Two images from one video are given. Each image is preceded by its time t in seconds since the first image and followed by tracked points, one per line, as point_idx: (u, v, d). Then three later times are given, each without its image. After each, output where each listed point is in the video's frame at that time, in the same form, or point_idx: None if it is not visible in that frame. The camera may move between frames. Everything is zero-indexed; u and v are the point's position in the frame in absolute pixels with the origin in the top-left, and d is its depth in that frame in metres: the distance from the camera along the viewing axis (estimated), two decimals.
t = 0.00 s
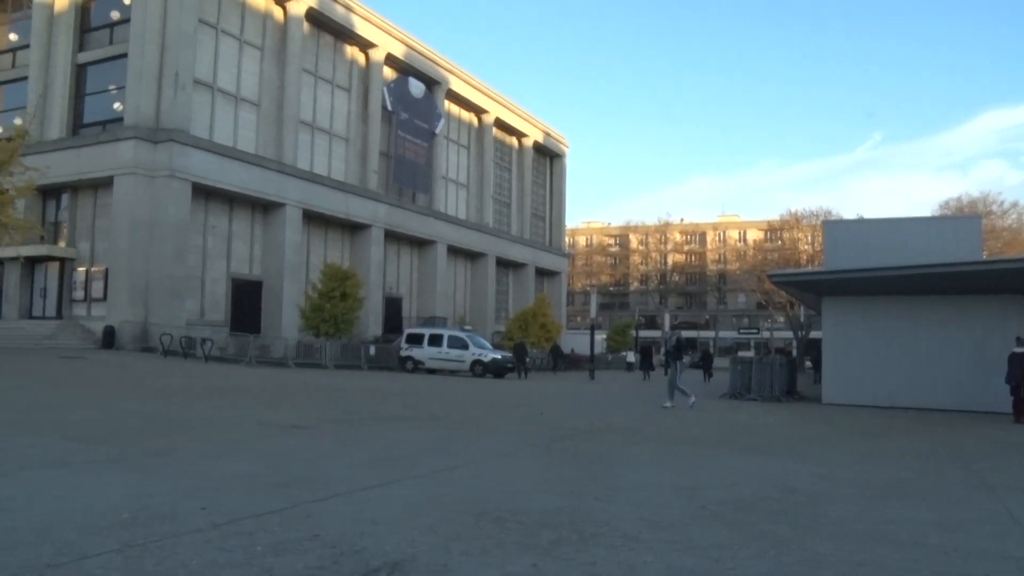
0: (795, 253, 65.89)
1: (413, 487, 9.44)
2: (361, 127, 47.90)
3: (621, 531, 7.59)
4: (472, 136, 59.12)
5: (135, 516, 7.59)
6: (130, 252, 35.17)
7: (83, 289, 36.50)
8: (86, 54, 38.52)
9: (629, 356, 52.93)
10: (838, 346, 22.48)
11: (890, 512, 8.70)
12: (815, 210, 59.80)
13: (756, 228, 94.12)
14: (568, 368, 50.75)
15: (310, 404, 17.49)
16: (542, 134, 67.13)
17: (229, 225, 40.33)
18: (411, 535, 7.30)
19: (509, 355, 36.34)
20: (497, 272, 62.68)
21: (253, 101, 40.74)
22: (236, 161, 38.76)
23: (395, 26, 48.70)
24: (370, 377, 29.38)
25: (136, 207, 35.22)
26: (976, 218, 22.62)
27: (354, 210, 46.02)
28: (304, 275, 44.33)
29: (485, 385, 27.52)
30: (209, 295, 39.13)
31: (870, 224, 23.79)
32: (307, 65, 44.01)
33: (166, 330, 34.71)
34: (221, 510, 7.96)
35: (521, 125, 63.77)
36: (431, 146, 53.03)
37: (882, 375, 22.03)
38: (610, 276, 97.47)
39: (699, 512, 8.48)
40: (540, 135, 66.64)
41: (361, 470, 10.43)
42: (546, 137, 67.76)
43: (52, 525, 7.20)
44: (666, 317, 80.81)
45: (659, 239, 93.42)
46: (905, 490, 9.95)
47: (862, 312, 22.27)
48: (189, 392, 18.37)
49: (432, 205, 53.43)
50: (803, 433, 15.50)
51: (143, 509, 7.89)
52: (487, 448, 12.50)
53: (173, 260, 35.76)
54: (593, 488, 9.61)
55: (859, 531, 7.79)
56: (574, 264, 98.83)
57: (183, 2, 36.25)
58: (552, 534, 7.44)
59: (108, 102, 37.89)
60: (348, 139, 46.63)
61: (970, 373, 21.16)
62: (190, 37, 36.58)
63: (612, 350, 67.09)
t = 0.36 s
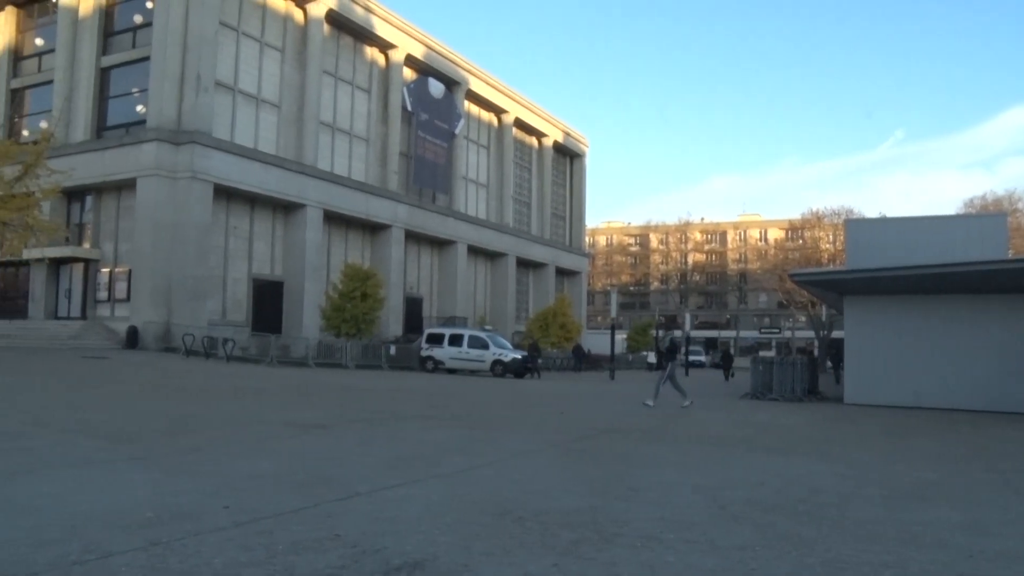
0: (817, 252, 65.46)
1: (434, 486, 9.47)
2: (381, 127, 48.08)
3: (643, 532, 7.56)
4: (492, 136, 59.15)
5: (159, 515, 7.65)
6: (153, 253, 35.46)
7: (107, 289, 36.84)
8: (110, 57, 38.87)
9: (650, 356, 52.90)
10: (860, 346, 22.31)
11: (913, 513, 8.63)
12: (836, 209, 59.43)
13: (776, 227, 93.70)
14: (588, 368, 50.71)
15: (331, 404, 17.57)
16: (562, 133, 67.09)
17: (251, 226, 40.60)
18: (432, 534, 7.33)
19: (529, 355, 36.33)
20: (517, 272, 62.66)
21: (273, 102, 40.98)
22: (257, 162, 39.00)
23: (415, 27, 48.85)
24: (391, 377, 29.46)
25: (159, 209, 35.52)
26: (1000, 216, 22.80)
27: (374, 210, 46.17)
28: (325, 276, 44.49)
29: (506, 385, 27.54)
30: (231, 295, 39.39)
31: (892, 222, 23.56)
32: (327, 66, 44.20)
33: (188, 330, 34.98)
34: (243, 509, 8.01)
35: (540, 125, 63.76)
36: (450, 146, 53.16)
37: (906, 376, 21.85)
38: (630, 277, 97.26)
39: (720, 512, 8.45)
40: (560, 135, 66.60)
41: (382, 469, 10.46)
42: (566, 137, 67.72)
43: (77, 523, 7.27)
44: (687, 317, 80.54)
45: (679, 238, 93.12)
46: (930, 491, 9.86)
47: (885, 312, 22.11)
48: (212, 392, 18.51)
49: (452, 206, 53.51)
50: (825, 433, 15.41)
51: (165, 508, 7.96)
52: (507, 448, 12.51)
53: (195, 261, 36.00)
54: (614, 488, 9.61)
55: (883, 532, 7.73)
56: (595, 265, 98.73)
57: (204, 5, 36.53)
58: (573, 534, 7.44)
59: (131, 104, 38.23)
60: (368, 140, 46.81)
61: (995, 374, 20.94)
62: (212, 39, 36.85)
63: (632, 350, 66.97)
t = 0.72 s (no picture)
0: (840, 251, 64.95)
1: (455, 486, 9.49)
2: (402, 128, 48.22)
3: (665, 533, 7.54)
4: (512, 136, 59.15)
5: (183, 514, 7.71)
6: (177, 255, 35.75)
7: (132, 290, 37.17)
8: (134, 61, 39.24)
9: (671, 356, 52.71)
10: (884, 346, 22.14)
11: (939, 514, 8.55)
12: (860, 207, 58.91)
13: (799, 226, 93.20)
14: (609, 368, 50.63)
15: (353, 404, 17.65)
16: (583, 133, 67.00)
17: (273, 227, 40.85)
18: (454, 533, 7.35)
19: (550, 355, 36.32)
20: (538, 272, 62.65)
21: (295, 104, 41.22)
22: (279, 164, 39.23)
23: (435, 28, 48.98)
24: (412, 377, 29.54)
25: (182, 210, 35.81)
26: None
27: (395, 211, 46.28)
28: (346, 276, 44.67)
29: (527, 385, 27.54)
30: (254, 296, 39.64)
31: (916, 220, 23.31)
32: (348, 68, 44.38)
33: (211, 330, 35.21)
34: (265, 508, 8.07)
35: (561, 125, 63.71)
36: (471, 146, 53.22)
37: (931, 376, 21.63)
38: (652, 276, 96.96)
39: (743, 513, 8.40)
40: (581, 135, 66.50)
41: (403, 469, 10.49)
42: (587, 136, 67.60)
43: (102, 522, 7.34)
44: (709, 317, 80.22)
45: (700, 238, 92.41)
46: (956, 493, 9.76)
47: (909, 312, 21.91)
48: (235, 392, 18.63)
49: (473, 206, 53.57)
50: (848, 434, 15.29)
51: (189, 507, 8.02)
52: (528, 448, 12.50)
53: (218, 262, 36.23)
54: (636, 488, 9.59)
55: (908, 534, 7.66)
56: (616, 264, 98.54)
57: (226, 8, 36.82)
58: (594, 534, 7.44)
59: (154, 107, 38.57)
60: (389, 140, 46.95)
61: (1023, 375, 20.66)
62: (234, 42, 37.14)
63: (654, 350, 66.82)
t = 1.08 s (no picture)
0: (862, 250, 64.47)
1: (475, 486, 9.51)
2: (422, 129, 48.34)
3: (686, 533, 7.52)
4: (532, 136, 59.14)
5: (206, 513, 7.77)
6: (199, 255, 36.00)
7: (154, 291, 37.47)
8: (157, 63, 39.56)
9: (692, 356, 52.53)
10: (907, 346, 21.97)
11: (963, 516, 8.48)
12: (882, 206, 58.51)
13: (820, 225, 92.67)
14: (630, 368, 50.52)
15: (374, 404, 17.72)
16: (603, 133, 66.91)
17: (294, 227, 41.06)
18: (475, 533, 7.36)
19: (571, 355, 36.32)
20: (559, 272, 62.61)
21: (316, 105, 41.40)
22: (300, 165, 39.42)
23: (455, 29, 49.06)
24: (433, 377, 29.63)
25: (204, 212, 36.07)
26: None
27: (415, 212, 46.38)
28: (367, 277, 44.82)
29: (548, 385, 27.55)
30: (275, 296, 39.87)
31: (940, 219, 23.10)
32: (368, 69, 44.55)
33: (233, 330, 35.46)
34: (286, 507, 8.11)
35: (581, 125, 63.65)
36: (491, 147, 53.27)
37: (955, 376, 21.42)
38: (673, 276, 96.68)
39: (765, 514, 8.36)
40: (601, 134, 66.41)
41: (424, 469, 10.52)
42: (607, 136, 67.51)
43: (125, 520, 7.40)
44: (730, 317, 79.94)
45: (721, 237, 91.41)
46: (980, 495, 9.68)
47: (932, 311, 21.73)
48: (257, 392, 18.76)
49: (493, 206, 53.61)
50: (871, 434, 15.19)
51: (212, 506, 8.08)
52: (549, 448, 12.51)
53: (240, 263, 36.47)
54: (657, 489, 9.56)
55: (932, 536, 7.60)
56: (637, 264, 98.21)
57: (247, 10, 37.04)
58: (615, 535, 7.43)
59: (176, 109, 38.88)
60: (409, 141, 47.08)
61: None
62: (255, 44, 37.36)
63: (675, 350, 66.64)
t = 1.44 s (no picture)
0: (883, 250, 64.03)
1: (495, 486, 9.53)
2: (441, 129, 48.45)
3: (706, 534, 7.49)
4: (551, 136, 59.15)
5: (226, 512, 7.83)
6: (219, 257, 36.23)
7: (175, 292, 37.75)
8: (177, 66, 39.87)
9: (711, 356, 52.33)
10: (929, 346, 21.81)
11: (986, 518, 8.41)
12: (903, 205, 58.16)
13: (840, 225, 92.11)
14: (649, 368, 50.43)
15: (394, 404, 17.79)
16: (621, 133, 66.84)
17: (313, 228, 41.25)
18: (494, 533, 7.37)
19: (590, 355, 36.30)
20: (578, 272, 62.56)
21: (334, 106, 41.57)
22: (319, 166, 39.59)
23: (473, 29, 49.13)
24: (451, 377, 29.69)
25: (224, 213, 36.30)
26: None
27: (434, 212, 46.48)
28: (386, 277, 44.93)
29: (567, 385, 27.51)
30: (295, 297, 40.07)
31: (962, 218, 22.89)
32: (386, 70, 44.69)
33: (253, 331, 35.69)
34: (307, 507, 8.16)
35: (600, 125, 63.60)
36: (510, 147, 53.38)
37: (978, 376, 21.22)
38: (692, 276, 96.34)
39: (784, 515, 8.33)
40: (619, 135, 66.34)
41: (442, 469, 10.56)
42: (625, 136, 67.38)
43: (147, 519, 7.47)
44: (749, 317, 79.56)
45: (740, 237, 91.41)
46: (1003, 496, 9.59)
47: (955, 311, 21.54)
48: (276, 392, 18.85)
49: (512, 206, 53.65)
50: (893, 435, 15.09)
51: (233, 505, 8.14)
52: (568, 448, 12.52)
53: (260, 263, 36.67)
54: (677, 489, 9.54)
55: (955, 538, 7.55)
56: (656, 264, 98.03)
57: (266, 12, 37.26)
58: (634, 535, 7.42)
59: (197, 111, 39.16)
60: (428, 141, 47.20)
61: None
62: (274, 46, 37.57)
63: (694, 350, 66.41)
